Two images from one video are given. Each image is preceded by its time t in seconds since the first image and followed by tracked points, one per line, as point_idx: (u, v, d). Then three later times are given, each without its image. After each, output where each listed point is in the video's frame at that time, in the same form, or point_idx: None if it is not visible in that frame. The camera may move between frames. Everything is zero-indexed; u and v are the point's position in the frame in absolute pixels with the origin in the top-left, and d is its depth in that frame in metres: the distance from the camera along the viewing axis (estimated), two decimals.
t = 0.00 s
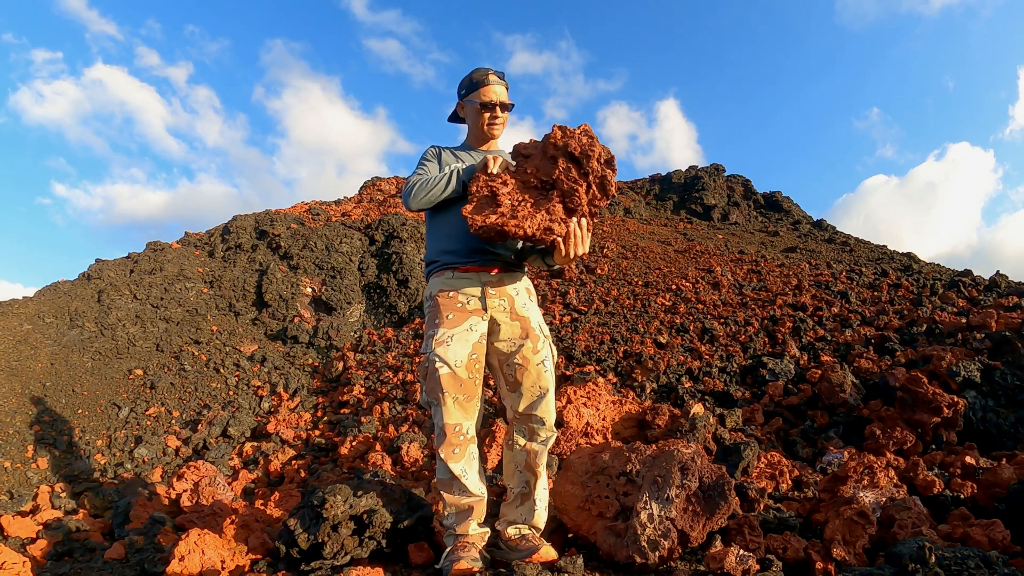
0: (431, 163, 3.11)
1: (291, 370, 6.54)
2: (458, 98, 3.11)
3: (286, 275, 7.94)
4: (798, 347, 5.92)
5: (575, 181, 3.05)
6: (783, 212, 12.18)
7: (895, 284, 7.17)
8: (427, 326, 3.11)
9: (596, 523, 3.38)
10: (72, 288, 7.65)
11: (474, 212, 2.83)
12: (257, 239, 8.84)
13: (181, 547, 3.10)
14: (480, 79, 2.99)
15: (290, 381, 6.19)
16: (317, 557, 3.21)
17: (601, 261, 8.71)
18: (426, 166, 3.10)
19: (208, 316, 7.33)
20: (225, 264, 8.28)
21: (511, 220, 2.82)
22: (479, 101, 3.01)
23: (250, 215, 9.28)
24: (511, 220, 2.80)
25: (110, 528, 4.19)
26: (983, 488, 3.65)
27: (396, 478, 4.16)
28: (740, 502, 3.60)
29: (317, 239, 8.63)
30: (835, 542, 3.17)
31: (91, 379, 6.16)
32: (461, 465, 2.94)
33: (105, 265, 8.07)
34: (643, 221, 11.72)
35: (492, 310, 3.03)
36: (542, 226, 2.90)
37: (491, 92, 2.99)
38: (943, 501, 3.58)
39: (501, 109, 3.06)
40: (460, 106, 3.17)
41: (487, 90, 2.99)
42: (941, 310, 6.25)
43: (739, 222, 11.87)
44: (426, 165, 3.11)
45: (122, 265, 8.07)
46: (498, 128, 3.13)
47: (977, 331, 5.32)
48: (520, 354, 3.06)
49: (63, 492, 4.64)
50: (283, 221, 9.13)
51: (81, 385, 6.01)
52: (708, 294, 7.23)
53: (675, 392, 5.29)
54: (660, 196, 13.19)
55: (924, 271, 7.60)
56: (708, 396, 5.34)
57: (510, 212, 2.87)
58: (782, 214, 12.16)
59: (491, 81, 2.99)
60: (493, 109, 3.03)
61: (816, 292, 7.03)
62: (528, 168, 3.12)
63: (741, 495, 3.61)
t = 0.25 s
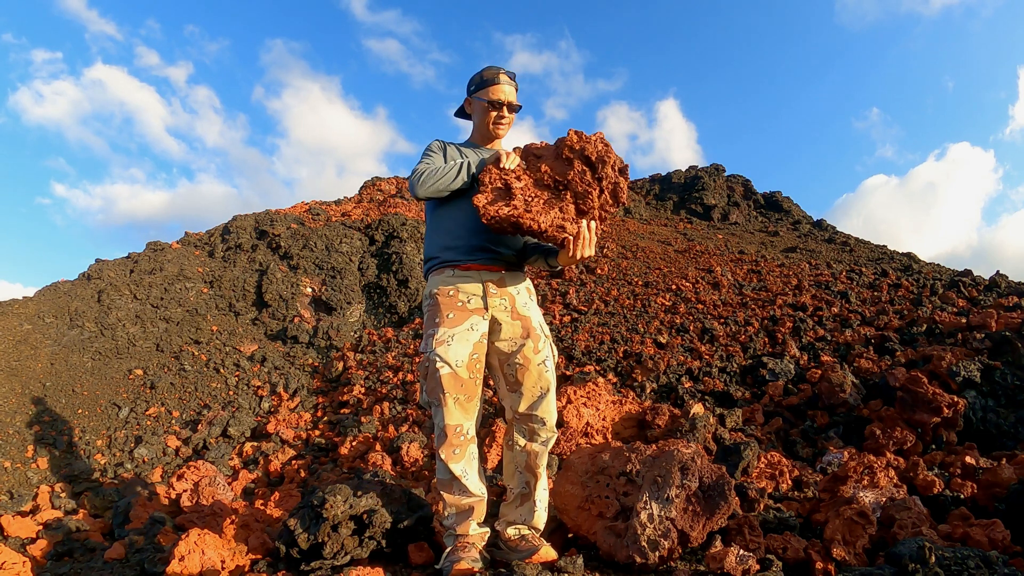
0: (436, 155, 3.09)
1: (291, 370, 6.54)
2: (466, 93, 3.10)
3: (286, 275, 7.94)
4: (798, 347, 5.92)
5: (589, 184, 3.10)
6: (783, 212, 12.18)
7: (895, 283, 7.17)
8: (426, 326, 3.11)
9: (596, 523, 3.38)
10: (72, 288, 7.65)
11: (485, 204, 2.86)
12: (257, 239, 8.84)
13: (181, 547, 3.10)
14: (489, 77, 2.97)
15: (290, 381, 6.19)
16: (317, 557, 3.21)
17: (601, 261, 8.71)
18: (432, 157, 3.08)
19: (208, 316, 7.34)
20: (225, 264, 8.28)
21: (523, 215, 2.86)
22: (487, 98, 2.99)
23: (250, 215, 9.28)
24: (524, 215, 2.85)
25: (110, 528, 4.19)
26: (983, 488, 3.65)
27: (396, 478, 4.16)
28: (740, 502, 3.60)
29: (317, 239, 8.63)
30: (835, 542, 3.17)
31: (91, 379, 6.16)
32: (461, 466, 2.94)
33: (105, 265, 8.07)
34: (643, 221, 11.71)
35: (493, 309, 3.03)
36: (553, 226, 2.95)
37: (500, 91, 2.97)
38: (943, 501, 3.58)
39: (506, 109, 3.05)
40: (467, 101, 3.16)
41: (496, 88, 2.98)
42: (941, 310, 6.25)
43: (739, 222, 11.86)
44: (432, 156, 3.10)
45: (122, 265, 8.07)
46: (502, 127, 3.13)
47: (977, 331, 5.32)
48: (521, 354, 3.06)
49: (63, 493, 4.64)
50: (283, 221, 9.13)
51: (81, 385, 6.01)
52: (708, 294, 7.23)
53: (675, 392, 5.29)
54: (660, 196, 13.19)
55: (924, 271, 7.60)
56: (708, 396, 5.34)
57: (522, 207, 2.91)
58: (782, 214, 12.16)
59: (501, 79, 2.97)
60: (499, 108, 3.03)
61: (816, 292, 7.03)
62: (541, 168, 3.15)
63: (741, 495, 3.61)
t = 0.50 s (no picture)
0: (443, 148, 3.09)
1: (291, 370, 6.54)
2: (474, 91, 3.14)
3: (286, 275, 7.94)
4: (798, 347, 5.92)
5: (588, 218, 3.05)
6: (783, 212, 12.18)
7: (895, 284, 7.17)
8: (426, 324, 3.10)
9: (596, 523, 3.38)
10: (72, 288, 7.66)
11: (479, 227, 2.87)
12: (257, 239, 8.84)
13: (181, 547, 3.10)
14: (493, 72, 2.99)
15: (290, 381, 6.19)
16: (317, 557, 3.21)
17: (601, 261, 8.71)
18: (437, 150, 3.08)
19: (208, 316, 7.34)
20: (225, 264, 8.28)
21: (512, 249, 2.86)
22: (489, 94, 3.00)
23: (250, 215, 9.29)
24: (513, 249, 2.85)
25: (110, 528, 4.19)
26: (983, 488, 3.65)
27: (396, 478, 4.16)
28: (740, 502, 3.60)
29: (317, 239, 8.63)
30: (835, 542, 3.17)
31: (91, 379, 6.16)
32: (460, 465, 2.94)
33: (105, 265, 8.07)
34: (643, 221, 11.72)
35: (493, 310, 3.04)
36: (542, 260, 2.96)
37: (502, 86, 2.98)
38: (943, 501, 3.58)
39: (506, 106, 3.04)
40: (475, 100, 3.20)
41: (499, 84, 2.98)
42: (941, 310, 6.25)
43: (739, 222, 11.87)
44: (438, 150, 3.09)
45: (122, 265, 8.08)
46: (499, 125, 3.10)
47: (977, 331, 5.33)
48: (520, 354, 3.06)
49: (63, 493, 4.64)
50: (283, 221, 9.13)
51: (81, 385, 6.01)
52: (708, 294, 7.23)
53: (675, 392, 5.29)
54: (660, 195, 13.19)
55: (924, 271, 7.60)
56: (708, 396, 5.34)
57: (515, 237, 2.92)
58: (782, 214, 12.16)
59: (504, 75, 2.98)
60: (495, 102, 3.01)
61: (816, 292, 7.03)
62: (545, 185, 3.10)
63: (741, 495, 3.61)
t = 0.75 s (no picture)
0: (447, 156, 3.11)
1: (291, 370, 6.54)
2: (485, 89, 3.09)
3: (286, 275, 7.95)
4: (798, 347, 5.92)
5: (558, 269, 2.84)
6: (783, 212, 12.18)
7: (895, 284, 7.17)
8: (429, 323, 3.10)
9: (596, 523, 3.38)
10: (72, 288, 7.66)
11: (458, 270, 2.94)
12: (257, 239, 8.84)
13: (181, 547, 3.10)
14: (507, 70, 2.94)
15: (290, 381, 6.19)
16: (317, 557, 3.22)
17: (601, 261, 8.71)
18: (442, 157, 3.10)
19: (208, 316, 7.34)
20: (224, 264, 8.28)
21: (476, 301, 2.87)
22: (503, 94, 2.96)
23: (250, 215, 9.28)
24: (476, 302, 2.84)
25: (110, 528, 4.19)
26: (983, 488, 3.65)
27: (396, 478, 4.16)
28: (740, 502, 3.60)
29: (317, 239, 8.63)
30: (835, 542, 3.17)
31: (91, 379, 6.16)
32: (453, 458, 2.94)
33: (105, 265, 8.07)
34: (643, 221, 11.72)
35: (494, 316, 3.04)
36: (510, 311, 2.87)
37: (516, 85, 2.93)
38: (943, 501, 3.58)
39: (518, 106, 3.00)
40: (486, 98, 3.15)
41: (512, 84, 2.94)
42: (941, 310, 6.25)
43: (739, 222, 11.87)
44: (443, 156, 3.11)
45: (122, 265, 8.08)
46: (512, 124, 3.07)
47: (977, 331, 5.33)
48: (519, 358, 3.04)
49: (63, 493, 4.64)
50: (283, 221, 9.13)
51: (81, 385, 6.01)
52: (708, 294, 7.23)
53: (675, 392, 5.29)
54: (660, 195, 13.19)
55: (924, 271, 7.60)
56: (709, 396, 5.34)
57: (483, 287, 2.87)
58: (782, 214, 12.16)
59: (517, 73, 2.94)
60: (509, 101, 2.98)
61: (816, 292, 7.03)
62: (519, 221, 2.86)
63: (741, 495, 3.60)
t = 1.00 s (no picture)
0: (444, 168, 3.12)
1: (291, 370, 6.54)
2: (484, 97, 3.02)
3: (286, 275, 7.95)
4: (798, 347, 5.92)
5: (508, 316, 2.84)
6: (783, 212, 12.19)
7: (895, 284, 7.17)
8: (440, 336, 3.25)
9: (596, 523, 3.38)
10: (72, 288, 7.66)
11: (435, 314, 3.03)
12: (257, 239, 8.84)
13: (181, 547, 3.10)
14: (504, 80, 2.87)
15: (290, 381, 6.19)
16: (317, 557, 3.22)
17: (601, 261, 8.71)
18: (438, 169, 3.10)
19: (208, 316, 7.34)
20: (224, 264, 8.28)
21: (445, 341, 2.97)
22: (499, 104, 2.88)
23: (249, 215, 9.28)
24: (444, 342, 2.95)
25: (110, 528, 4.19)
26: (982, 488, 3.65)
27: (396, 478, 4.17)
28: (740, 502, 3.60)
29: (317, 239, 8.62)
30: (835, 542, 3.17)
31: (91, 378, 6.16)
32: (449, 458, 3.03)
33: (105, 265, 8.07)
34: (643, 221, 11.72)
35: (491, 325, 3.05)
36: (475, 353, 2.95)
37: (514, 96, 2.86)
38: (943, 501, 3.58)
39: (516, 118, 2.92)
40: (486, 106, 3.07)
41: (511, 94, 2.87)
42: (941, 310, 6.25)
43: (739, 222, 11.87)
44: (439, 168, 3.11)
45: (122, 265, 8.08)
46: (511, 137, 2.99)
47: (977, 331, 5.32)
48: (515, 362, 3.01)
49: (63, 492, 4.64)
50: (283, 221, 9.12)
51: (81, 385, 6.01)
52: (708, 294, 7.23)
53: (675, 392, 5.29)
54: (660, 195, 13.19)
55: (924, 271, 7.60)
56: (708, 396, 5.34)
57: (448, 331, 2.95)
58: (782, 214, 12.17)
59: (515, 83, 2.87)
60: (508, 113, 2.90)
61: (816, 293, 7.03)
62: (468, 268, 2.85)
63: (741, 495, 3.60)
